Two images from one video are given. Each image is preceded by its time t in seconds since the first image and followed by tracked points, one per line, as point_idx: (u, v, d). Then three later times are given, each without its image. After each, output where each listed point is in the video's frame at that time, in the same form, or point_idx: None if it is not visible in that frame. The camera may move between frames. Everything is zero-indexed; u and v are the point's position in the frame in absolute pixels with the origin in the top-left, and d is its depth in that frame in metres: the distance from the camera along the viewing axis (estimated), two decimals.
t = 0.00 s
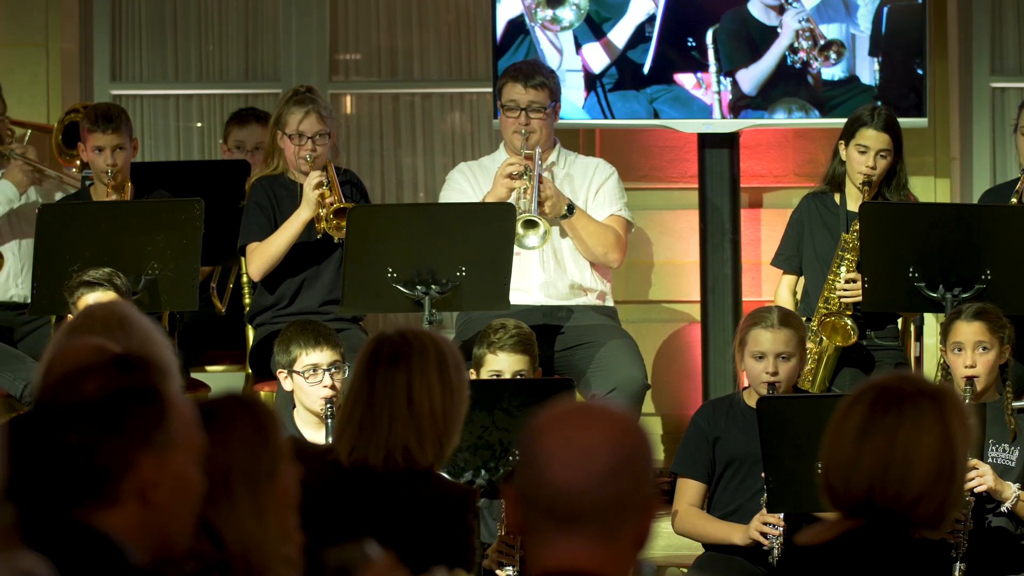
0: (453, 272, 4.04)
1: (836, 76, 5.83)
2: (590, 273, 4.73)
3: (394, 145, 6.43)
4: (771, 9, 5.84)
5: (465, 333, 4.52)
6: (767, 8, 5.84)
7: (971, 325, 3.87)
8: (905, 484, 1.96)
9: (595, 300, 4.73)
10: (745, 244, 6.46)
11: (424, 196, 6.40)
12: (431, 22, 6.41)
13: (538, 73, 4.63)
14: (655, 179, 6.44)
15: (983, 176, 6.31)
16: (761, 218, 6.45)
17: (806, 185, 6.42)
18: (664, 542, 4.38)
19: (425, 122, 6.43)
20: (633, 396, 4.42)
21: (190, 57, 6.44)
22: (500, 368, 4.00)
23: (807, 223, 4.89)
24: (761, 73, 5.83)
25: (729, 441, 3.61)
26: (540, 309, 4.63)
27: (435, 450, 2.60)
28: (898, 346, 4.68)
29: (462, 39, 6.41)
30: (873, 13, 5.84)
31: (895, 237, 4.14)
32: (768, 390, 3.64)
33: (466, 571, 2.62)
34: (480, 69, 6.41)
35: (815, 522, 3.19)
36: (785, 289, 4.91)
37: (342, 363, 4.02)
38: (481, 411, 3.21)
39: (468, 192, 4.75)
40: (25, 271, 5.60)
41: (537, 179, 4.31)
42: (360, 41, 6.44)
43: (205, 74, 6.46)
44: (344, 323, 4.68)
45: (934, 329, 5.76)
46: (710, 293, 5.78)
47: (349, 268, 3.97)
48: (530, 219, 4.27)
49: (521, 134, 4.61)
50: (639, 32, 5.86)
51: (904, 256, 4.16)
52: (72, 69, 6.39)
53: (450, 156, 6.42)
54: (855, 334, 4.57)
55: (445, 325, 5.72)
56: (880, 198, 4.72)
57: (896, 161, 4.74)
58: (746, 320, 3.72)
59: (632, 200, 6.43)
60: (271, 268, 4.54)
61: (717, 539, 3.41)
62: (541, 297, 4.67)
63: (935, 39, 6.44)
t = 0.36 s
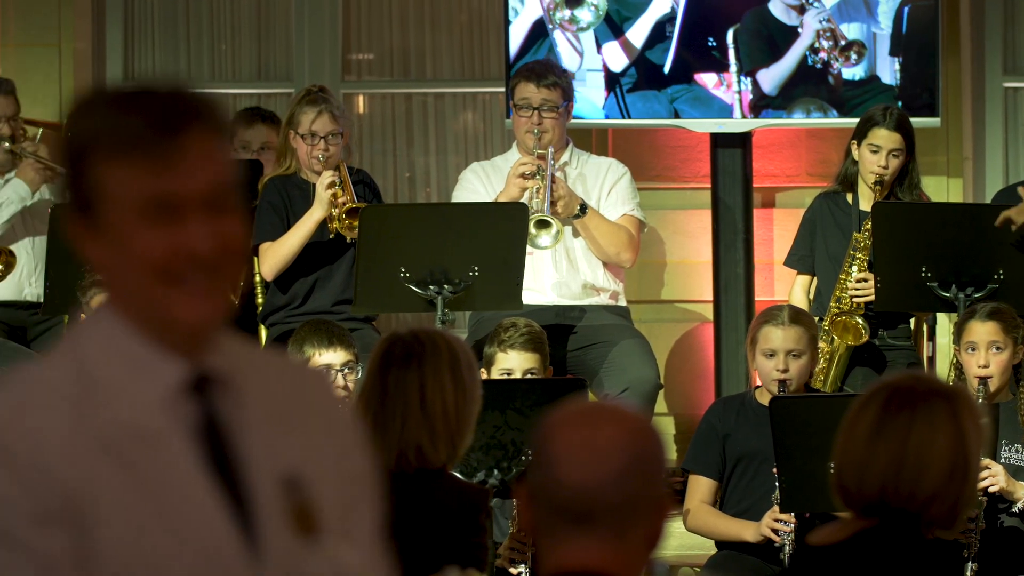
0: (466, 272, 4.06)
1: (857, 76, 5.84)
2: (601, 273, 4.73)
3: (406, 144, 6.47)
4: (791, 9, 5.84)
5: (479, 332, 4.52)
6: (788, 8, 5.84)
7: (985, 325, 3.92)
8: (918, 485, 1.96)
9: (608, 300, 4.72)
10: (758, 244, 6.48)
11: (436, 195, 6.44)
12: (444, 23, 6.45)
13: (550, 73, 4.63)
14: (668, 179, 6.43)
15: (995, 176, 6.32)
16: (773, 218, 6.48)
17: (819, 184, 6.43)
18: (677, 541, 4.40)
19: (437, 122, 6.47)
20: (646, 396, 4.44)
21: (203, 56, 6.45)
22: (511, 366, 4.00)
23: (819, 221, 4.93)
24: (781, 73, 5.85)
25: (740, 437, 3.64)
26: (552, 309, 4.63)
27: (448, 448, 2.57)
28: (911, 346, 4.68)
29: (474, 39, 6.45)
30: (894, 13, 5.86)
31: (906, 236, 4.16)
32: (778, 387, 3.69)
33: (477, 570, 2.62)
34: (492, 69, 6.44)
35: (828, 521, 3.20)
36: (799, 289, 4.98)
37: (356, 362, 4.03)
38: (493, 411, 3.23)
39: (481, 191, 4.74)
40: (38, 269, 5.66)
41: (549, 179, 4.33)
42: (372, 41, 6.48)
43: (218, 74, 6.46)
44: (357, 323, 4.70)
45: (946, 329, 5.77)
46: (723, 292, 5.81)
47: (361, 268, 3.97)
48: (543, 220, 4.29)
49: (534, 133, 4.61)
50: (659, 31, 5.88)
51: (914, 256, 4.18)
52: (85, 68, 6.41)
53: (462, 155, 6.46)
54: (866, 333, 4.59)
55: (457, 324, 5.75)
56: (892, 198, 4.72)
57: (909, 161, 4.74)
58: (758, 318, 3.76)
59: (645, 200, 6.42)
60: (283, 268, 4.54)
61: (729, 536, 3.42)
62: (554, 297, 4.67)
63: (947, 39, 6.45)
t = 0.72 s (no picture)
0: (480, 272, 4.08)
1: (877, 76, 5.87)
2: (617, 274, 4.74)
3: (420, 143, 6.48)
4: (812, 9, 5.87)
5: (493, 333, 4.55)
6: (809, 8, 5.86)
7: (998, 326, 3.96)
8: (931, 484, 1.95)
9: (622, 300, 4.74)
10: (771, 244, 6.46)
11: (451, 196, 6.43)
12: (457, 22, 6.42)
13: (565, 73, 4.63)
14: (682, 179, 6.48)
15: (1010, 178, 6.34)
16: (786, 218, 6.46)
17: (833, 185, 6.44)
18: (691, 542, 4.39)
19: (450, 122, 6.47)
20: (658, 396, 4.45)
21: (217, 56, 6.50)
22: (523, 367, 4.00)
23: (831, 222, 4.93)
24: (802, 73, 5.86)
25: (753, 437, 3.66)
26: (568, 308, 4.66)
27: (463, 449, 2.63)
28: (925, 346, 4.67)
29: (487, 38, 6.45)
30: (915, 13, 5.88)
31: (920, 237, 4.17)
32: (792, 386, 3.73)
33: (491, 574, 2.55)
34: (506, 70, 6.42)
35: (842, 521, 3.20)
36: (813, 288, 4.97)
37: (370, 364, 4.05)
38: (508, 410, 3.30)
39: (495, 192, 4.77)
40: (52, 268, 5.67)
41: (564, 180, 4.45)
42: (385, 41, 6.49)
43: (231, 73, 6.52)
44: (371, 322, 4.70)
45: (960, 329, 5.78)
46: (737, 290, 5.83)
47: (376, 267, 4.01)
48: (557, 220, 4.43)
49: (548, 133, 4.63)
50: (679, 31, 5.89)
51: (927, 257, 4.19)
52: (99, 66, 6.44)
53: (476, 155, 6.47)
54: (879, 333, 4.63)
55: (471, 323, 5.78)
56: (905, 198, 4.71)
57: (922, 161, 4.74)
58: (770, 317, 3.78)
59: (661, 199, 6.48)
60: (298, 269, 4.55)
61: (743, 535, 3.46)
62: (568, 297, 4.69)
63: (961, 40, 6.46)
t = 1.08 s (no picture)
0: (490, 272, 4.06)
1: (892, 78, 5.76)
2: (626, 274, 4.74)
3: (431, 143, 6.49)
4: (828, 9, 5.76)
5: (503, 333, 4.56)
6: (825, 8, 5.76)
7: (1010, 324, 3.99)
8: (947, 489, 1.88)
9: (632, 300, 4.74)
10: (782, 244, 6.48)
11: (461, 195, 6.45)
12: (468, 20, 6.45)
13: (575, 73, 4.66)
14: (694, 179, 6.45)
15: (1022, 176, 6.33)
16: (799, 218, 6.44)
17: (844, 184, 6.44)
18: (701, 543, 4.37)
19: (461, 121, 6.50)
20: (669, 396, 4.44)
21: (228, 57, 6.52)
22: (537, 366, 4.04)
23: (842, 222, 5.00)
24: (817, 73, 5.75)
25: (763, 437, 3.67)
26: (578, 308, 4.67)
27: (472, 449, 2.60)
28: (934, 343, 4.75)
29: (498, 38, 6.47)
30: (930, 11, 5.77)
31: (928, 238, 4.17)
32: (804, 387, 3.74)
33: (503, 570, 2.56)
34: (517, 69, 6.48)
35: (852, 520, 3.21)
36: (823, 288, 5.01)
37: (380, 364, 4.05)
38: (518, 411, 3.31)
39: (505, 192, 4.77)
40: (63, 268, 5.67)
41: (574, 180, 4.35)
42: (396, 41, 6.52)
43: (242, 73, 6.53)
44: (382, 322, 4.70)
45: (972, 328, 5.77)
46: (747, 291, 5.86)
47: (387, 266, 3.99)
48: (566, 221, 4.35)
49: (557, 133, 4.63)
50: (694, 32, 5.87)
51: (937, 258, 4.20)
52: (110, 67, 6.41)
53: (487, 154, 6.48)
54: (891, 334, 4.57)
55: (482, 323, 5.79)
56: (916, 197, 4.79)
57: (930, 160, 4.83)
58: (778, 319, 3.80)
59: (667, 200, 6.44)
60: (307, 268, 4.55)
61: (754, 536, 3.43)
62: (579, 297, 4.70)
63: (972, 39, 6.45)
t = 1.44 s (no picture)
0: (505, 272, 4.06)
1: (914, 77, 5.84)
2: (642, 272, 4.76)
3: (445, 143, 6.49)
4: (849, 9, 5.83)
5: (517, 333, 4.56)
6: (846, 7, 5.83)
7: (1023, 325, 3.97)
8: (959, 484, 1.88)
9: (647, 300, 4.75)
10: (796, 244, 6.49)
11: (475, 195, 6.46)
12: (482, 20, 6.47)
13: (589, 73, 4.65)
14: (707, 179, 6.46)
15: None
16: (812, 218, 6.49)
17: (858, 184, 6.44)
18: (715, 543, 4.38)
19: (475, 121, 6.49)
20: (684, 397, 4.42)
21: (242, 58, 6.51)
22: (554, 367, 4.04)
23: (857, 221, 4.98)
24: (839, 72, 5.84)
25: (778, 436, 3.68)
26: (592, 308, 4.67)
27: (487, 449, 2.57)
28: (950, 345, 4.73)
29: (513, 38, 6.47)
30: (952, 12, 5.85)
31: (939, 238, 4.20)
32: (819, 389, 3.73)
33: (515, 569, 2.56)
34: (531, 69, 6.46)
35: (869, 521, 3.22)
36: (838, 287, 5.01)
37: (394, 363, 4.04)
38: (532, 411, 3.31)
39: (519, 191, 4.78)
40: (77, 267, 5.69)
41: (587, 179, 4.35)
42: (411, 41, 6.52)
43: (256, 73, 6.52)
44: (397, 322, 4.69)
45: (985, 328, 5.77)
46: (761, 291, 5.86)
47: (400, 267, 3.99)
48: (581, 220, 4.30)
49: (571, 133, 4.63)
50: (717, 32, 5.85)
51: (951, 259, 4.22)
52: (124, 67, 6.47)
53: (501, 154, 6.47)
54: (907, 332, 4.63)
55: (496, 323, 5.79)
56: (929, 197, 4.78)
57: (946, 160, 4.80)
58: (794, 319, 3.79)
59: (684, 199, 6.46)
60: (321, 267, 4.56)
61: (771, 535, 3.44)
62: (593, 297, 4.71)
63: (986, 40, 6.46)
